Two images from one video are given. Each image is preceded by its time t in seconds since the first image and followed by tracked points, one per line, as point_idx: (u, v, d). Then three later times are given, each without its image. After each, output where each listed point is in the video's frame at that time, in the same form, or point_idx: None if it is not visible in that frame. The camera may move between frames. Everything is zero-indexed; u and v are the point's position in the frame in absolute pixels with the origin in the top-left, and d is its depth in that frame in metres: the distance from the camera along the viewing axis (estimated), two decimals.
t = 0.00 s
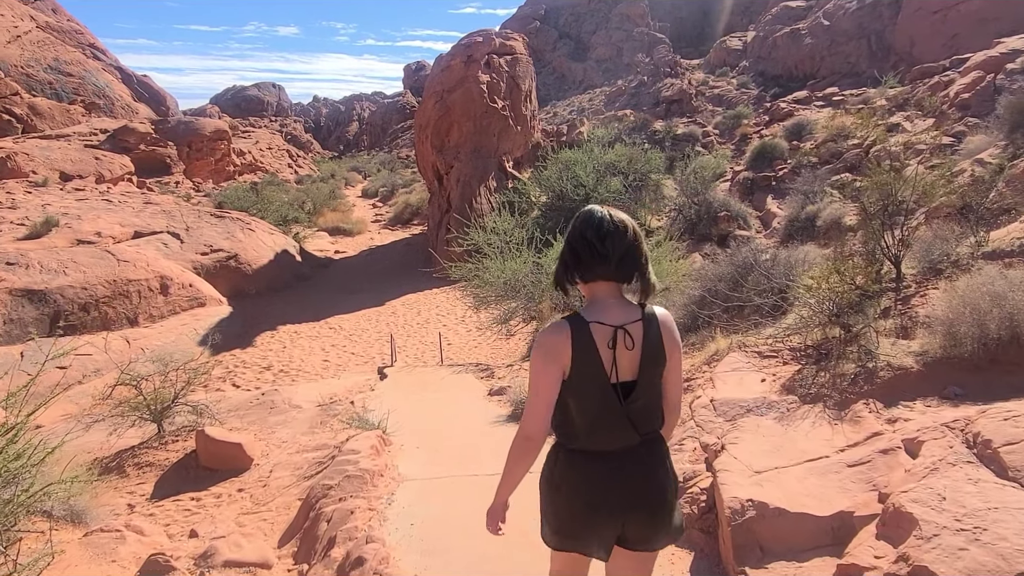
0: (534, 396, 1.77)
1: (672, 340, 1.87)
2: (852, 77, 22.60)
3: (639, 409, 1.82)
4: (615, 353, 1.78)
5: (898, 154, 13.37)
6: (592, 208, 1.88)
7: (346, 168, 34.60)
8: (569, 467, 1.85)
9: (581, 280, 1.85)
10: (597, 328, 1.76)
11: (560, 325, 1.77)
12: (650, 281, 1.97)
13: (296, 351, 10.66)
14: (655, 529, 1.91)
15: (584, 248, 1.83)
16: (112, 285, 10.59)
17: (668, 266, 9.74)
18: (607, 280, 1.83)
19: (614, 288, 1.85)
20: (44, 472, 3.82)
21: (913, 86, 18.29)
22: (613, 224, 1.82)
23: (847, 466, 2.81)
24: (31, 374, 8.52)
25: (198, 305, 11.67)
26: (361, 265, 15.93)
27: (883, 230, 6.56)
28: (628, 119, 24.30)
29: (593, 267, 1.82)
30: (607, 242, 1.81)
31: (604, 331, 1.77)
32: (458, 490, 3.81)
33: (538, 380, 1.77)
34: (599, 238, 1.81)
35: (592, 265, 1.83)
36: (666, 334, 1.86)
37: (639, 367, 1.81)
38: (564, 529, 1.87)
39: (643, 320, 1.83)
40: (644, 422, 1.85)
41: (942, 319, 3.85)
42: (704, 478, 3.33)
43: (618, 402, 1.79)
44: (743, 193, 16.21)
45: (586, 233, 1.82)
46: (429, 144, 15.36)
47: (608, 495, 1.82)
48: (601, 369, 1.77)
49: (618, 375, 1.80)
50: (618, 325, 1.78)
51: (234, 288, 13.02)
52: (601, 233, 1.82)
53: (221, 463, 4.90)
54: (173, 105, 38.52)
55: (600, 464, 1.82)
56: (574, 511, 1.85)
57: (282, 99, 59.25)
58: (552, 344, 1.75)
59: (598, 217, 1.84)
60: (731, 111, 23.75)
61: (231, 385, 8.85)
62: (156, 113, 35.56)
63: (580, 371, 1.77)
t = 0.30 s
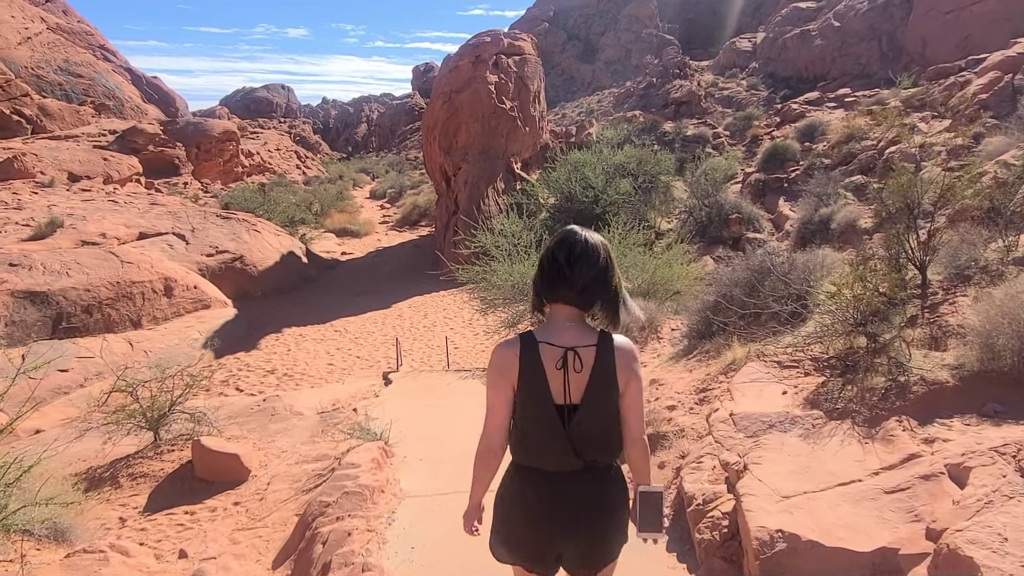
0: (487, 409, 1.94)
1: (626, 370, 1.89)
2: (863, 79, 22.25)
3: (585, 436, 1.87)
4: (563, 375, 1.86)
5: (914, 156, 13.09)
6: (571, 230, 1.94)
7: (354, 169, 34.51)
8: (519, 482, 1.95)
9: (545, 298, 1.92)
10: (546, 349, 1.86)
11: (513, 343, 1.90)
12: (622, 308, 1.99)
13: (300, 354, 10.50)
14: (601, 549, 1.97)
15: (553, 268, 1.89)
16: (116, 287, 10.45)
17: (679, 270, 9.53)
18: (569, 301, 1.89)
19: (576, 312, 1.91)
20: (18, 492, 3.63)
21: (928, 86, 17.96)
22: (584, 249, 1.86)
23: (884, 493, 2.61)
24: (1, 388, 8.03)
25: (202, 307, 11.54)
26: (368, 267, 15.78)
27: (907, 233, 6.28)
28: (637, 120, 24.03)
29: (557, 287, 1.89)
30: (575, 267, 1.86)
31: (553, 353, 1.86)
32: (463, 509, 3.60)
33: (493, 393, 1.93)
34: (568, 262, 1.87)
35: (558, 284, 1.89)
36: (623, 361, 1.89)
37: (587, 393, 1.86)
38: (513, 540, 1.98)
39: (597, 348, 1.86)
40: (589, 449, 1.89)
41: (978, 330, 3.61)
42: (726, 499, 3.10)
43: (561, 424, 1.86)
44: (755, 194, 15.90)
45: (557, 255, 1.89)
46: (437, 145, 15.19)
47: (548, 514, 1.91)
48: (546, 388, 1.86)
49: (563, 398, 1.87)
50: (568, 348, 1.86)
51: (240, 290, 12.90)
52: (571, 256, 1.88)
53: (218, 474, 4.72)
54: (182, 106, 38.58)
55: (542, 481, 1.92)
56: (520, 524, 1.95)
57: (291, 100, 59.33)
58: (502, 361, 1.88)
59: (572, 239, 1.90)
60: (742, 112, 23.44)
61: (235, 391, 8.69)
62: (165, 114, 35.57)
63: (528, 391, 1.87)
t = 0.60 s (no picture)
0: (468, 398, 1.94)
1: (603, 369, 1.77)
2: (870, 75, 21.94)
3: (559, 433, 1.80)
4: (536, 370, 1.79)
5: (929, 151, 12.82)
6: (567, 227, 1.85)
7: (360, 169, 34.39)
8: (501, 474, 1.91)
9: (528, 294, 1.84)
10: (520, 343, 1.80)
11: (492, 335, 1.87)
12: (615, 308, 1.89)
13: (304, 356, 10.32)
14: (581, 556, 1.87)
15: (543, 265, 1.81)
16: (118, 289, 10.29)
17: (691, 270, 9.28)
18: (559, 302, 1.80)
19: (564, 312, 1.83)
20: None
21: (940, 81, 17.66)
22: (577, 249, 1.78)
23: (936, 515, 2.39)
24: None
25: (206, 309, 11.38)
26: (374, 268, 15.61)
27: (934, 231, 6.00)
28: (644, 118, 23.76)
29: (548, 286, 1.80)
30: (566, 266, 1.78)
31: (527, 346, 1.80)
32: (469, 525, 3.40)
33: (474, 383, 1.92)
34: (560, 260, 1.79)
35: (547, 284, 1.80)
36: (601, 357, 1.77)
37: (560, 389, 1.78)
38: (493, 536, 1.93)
39: (573, 344, 1.77)
40: (565, 444, 1.81)
41: None
42: (756, 518, 2.87)
43: (533, 418, 1.80)
44: (765, 192, 15.58)
45: (549, 252, 1.80)
46: (442, 143, 14.97)
47: (528, 510, 1.84)
48: (518, 381, 1.81)
49: (536, 392, 1.80)
50: (543, 344, 1.78)
51: (244, 292, 12.73)
52: (563, 256, 1.79)
53: (216, 485, 4.52)
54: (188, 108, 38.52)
55: (520, 475, 1.86)
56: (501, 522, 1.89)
57: (295, 101, 59.27)
58: (478, 351, 1.87)
59: (566, 237, 1.82)
60: (750, 109, 23.15)
61: (239, 395, 8.53)
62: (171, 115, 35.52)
63: (503, 384, 1.83)
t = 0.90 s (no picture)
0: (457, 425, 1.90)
1: (594, 380, 1.86)
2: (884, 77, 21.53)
3: (560, 446, 1.84)
4: (532, 389, 1.83)
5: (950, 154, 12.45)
6: (545, 246, 1.89)
7: (369, 171, 34.26)
8: (497, 492, 1.91)
9: (511, 315, 1.88)
10: (514, 365, 1.83)
11: (481, 359, 1.87)
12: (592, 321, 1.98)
13: (311, 361, 10.13)
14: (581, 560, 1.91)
15: (528, 288, 1.85)
16: (123, 292, 10.14)
17: (707, 275, 8.99)
18: (545, 322, 1.86)
19: (551, 330, 1.88)
20: None
21: (958, 82, 17.23)
22: (561, 272, 1.84)
23: (1002, 562, 2.16)
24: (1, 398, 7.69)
25: (212, 312, 11.22)
26: (383, 270, 15.43)
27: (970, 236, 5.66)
28: (657, 119, 23.44)
29: (535, 308, 1.85)
30: (551, 290, 1.83)
31: (521, 367, 1.83)
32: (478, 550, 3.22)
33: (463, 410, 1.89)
34: (544, 284, 1.84)
35: (533, 307, 1.85)
36: (591, 371, 1.85)
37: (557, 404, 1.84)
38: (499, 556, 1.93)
39: (564, 359, 1.84)
40: (564, 457, 1.85)
41: None
42: (793, 555, 2.60)
43: (534, 436, 1.83)
44: (780, 195, 15.26)
45: (533, 276, 1.84)
46: (452, 145, 14.74)
47: (532, 528, 1.85)
48: (517, 401, 1.83)
49: (534, 410, 1.84)
50: (537, 363, 1.83)
51: (251, 294, 12.57)
52: (548, 279, 1.84)
53: (212, 501, 4.30)
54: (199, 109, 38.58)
55: (519, 491, 1.87)
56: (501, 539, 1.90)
57: (306, 103, 59.29)
58: (469, 377, 1.85)
59: (548, 259, 1.85)
60: (764, 111, 22.77)
61: (243, 402, 8.35)
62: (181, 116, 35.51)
63: (500, 406, 1.84)
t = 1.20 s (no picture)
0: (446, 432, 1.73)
1: (588, 384, 1.73)
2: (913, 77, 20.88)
3: (550, 451, 1.72)
4: (524, 394, 1.69)
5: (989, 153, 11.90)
6: (543, 255, 1.72)
7: (392, 174, 34.27)
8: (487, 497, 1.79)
9: (505, 324, 1.71)
10: (506, 370, 1.69)
11: (472, 363, 1.71)
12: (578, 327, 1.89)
13: (330, 365, 9.98)
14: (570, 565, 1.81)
15: (531, 302, 1.68)
16: (143, 295, 10.09)
17: (735, 277, 8.62)
18: (547, 337, 1.72)
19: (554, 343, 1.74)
20: None
21: (996, 79, 16.56)
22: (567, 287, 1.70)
23: None
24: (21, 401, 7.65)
25: (232, 315, 11.15)
26: (404, 273, 15.29)
27: None
28: (681, 120, 23.02)
29: (537, 323, 1.70)
30: (558, 306, 1.69)
31: (512, 372, 1.69)
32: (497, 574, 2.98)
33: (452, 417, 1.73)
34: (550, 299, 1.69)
35: (535, 321, 1.69)
36: (584, 378, 1.72)
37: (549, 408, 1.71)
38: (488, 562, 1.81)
39: (558, 363, 1.70)
40: (555, 463, 1.74)
41: None
42: None
43: (526, 441, 1.70)
44: (810, 196, 14.77)
45: (537, 290, 1.67)
46: (473, 147, 14.55)
47: (524, 531, 1.76)
48: (508, 406, 1.69)
49: (526, 415, 1.71)
50: (528, 368, 1.69)
51: (272, 297, 12.49)
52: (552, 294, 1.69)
53: (221, 513, 4.12)
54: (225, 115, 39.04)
55: (511, 495, 1.76)
56: (482, 540, 1.80)
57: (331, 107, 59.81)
58: (460, 380, 1.70)
59: (552, 272, 1.69)
60: (791, 111, 22.22)
61: (263, 406, 8.26)
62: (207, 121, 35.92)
63: (491, 411, 1.70)
